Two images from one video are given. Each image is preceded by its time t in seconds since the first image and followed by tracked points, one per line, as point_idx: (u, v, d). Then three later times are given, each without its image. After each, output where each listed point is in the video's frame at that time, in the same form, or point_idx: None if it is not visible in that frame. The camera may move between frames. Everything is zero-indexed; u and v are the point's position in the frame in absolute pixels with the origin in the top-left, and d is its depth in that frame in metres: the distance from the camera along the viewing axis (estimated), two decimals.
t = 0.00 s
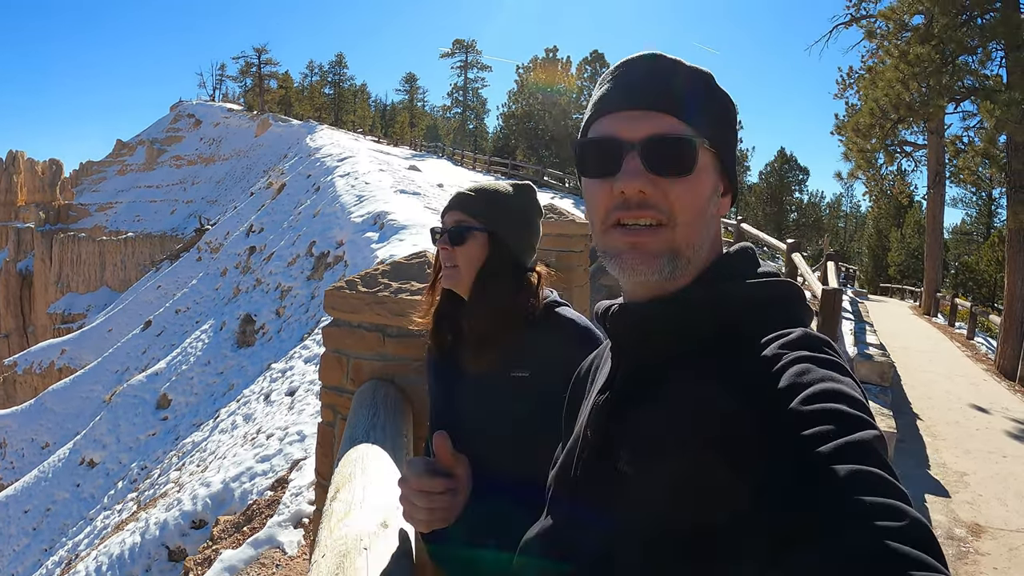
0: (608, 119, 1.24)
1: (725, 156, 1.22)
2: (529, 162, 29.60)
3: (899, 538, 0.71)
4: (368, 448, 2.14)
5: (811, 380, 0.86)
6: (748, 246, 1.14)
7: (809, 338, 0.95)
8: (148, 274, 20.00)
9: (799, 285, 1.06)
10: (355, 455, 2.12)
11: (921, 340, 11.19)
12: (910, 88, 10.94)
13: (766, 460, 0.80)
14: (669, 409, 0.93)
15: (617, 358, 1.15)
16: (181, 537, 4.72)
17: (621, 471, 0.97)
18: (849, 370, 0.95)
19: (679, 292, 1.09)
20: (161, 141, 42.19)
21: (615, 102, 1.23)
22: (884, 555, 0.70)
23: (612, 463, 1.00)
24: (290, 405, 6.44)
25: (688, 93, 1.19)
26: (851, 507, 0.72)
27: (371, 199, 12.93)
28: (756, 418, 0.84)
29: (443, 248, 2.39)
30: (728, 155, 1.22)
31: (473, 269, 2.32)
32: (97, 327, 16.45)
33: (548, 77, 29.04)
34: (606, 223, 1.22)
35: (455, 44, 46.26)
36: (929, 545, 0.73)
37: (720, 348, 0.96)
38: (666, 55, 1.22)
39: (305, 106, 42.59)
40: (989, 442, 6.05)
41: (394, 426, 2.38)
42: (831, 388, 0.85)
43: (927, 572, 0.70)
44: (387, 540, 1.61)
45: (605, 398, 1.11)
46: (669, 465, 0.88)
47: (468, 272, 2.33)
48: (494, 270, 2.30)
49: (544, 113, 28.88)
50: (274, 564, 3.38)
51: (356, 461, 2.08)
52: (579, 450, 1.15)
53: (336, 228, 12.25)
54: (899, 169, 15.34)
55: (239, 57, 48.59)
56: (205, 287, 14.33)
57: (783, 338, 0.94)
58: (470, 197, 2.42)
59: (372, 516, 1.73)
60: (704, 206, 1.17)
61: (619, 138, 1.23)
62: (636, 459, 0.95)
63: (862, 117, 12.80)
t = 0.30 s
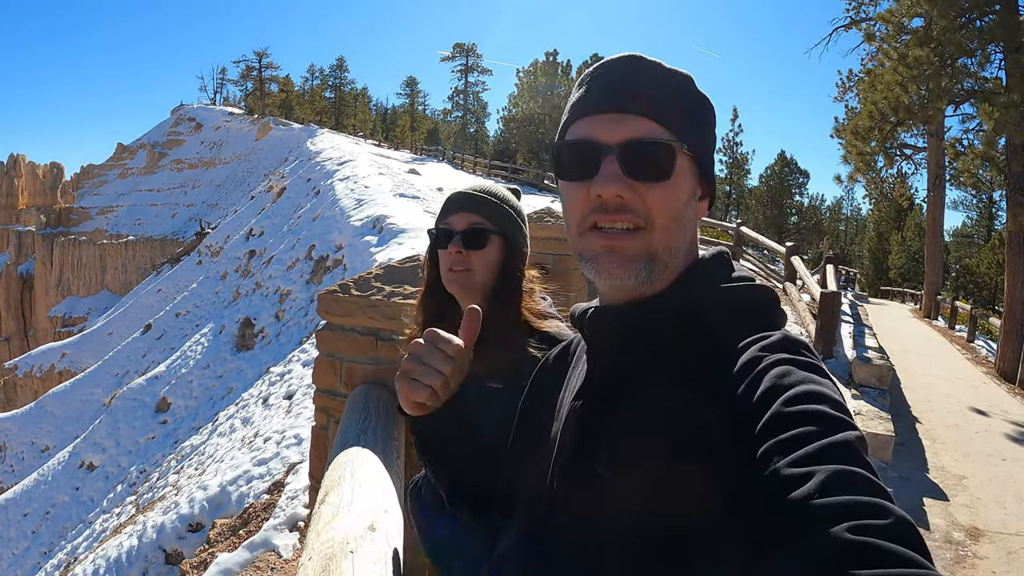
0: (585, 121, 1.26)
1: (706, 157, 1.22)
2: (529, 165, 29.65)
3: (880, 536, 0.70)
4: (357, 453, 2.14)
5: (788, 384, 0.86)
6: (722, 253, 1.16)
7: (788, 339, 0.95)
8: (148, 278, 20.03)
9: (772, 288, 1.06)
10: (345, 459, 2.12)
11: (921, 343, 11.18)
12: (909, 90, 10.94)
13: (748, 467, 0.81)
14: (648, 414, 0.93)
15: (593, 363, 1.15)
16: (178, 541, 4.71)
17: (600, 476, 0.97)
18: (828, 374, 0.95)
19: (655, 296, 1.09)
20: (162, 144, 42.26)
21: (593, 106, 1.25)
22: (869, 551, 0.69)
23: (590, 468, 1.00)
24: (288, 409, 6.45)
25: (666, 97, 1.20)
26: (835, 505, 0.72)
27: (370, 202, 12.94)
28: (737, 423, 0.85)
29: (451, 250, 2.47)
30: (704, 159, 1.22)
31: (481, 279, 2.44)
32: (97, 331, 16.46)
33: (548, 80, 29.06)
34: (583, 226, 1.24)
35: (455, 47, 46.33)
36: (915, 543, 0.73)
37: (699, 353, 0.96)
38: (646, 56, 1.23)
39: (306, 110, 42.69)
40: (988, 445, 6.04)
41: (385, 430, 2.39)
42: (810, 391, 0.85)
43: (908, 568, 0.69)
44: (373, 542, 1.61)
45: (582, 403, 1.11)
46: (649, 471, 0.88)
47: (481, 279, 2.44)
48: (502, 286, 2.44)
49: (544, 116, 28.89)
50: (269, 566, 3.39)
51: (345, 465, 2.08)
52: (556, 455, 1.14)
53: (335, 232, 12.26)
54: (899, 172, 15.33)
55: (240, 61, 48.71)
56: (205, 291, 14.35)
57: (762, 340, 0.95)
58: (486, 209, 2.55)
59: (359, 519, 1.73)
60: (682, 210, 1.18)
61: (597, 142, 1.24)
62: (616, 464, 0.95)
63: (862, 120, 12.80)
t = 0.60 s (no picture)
0: (578, 117, 1.25)
1: (699, 154, 1.22)
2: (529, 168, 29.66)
3: (887, 527, 0.69)
4: (355, 453, 2.14)
5: (784, 377, 0.86)
6: (715, 251, 1.15)
7: (784, 334, 0.95)
8: (148, 280, 20.04)
9: (765, 284, 1.06)
10: (343, 459, 2.12)
11: (922, 345, 11.16)
12: (908, 92, 10.96)
13: (749, 464, 0.80)
14: (644, 411, 0.92)
15: (586, 362, 1.15)
16: (177, 542, 4.70)
17: (596, 477, 0.96)
18: (823, 369, 0.95)
19: (649, 294, 1.09)
20: (162, 147, 42.29)
21: (584, 104, 1.25)
22: (875, 542, 0.67)
23: (587, 466, 1.00)
24: (286, 410, 6.45)
25: (657, 93, 1.19)
26: (838, 497, 0.71)
27: (370, 204, 12.94)
28: (734, 420, 0.84)
29: (447, 243, 2.45)
30: (697, 157, 1.22)
31: (477, 277, 2.42)
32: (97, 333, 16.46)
33: (548, 83, 29.11)
34: (575, 226, 1.24)
35: (454, 49, 46.39)
36: (919, 535, 0.71)
37: (693, 351, 0.95)
38: (638, 54, 1.22)
39: (305, 112, 42.75)
40: (988, 446, 6.04)
41: (383, 430, 2.39)
42: (807, 384, 0.85)
43: (913, 558, 0.68)
44: (371, 542, 1.61)
45: (575, 402, 1.11)
46: (647, 471, 0.87)
47: (479, 276, 2.42)
48: (500, 283, 2.43)
49: (544, 118, 28.93)
50: (268, 568, 3.38)
51: (343, 466, 2.08)
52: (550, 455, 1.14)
53: (334, 234, 12.26)
54: (899, 174, 15.34)
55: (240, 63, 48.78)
56: (204, 293, 14.35)
57: (758, 335, 0.95)
58: (485, 206, 2.53)
59: (357, 520, 1.73)
60: (674, 208, 1.18)
61: (589, 140, 1.24)
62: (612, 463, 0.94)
63: (861, 122, 12.82)
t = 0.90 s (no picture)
0: (579, 121, 1.25)
1: (703, 155, 1.22)
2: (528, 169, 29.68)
3: (898, 544, 0.68)
4: (357, 455, 2.14)
5: (793, 385, 0.85)
6: (721, 252, 1.16)
7: (791, 341, 0.94)
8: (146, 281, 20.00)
9: (770, 286, 1.05)
10: (343, 462, 2.12)
11: (920, 346, 11.17)
12: (907, 93, 10.95)
13: (754, 475, 0.80)
14: (649, 419, 0.93)
15: (590, 366, 1.16)
16: (175, 544, 4.69)
17: (601, 483, 0.97)
18: (833, 375, 0.94)
19: (651, 300, 1.09)
20: (160, 148, 42.25)
21: (584, 106, 1.25)
22: (886, 559, 0.66)
23: (593, 472, 1.01)
24: (285, 412, 6.44)
25: (658, 93, 1.19)
26: (848, 512, 0.70)
27: (368, 206, 12.92)
28: (742, 429, 0.83)
29: (447, 242, 2.45)
30: (699, 157, 1.21)
31: (478, 276, 2.40)
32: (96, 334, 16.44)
33: (546, 84, 29.14)
34: (578, 231, 1.24)
35: (453, 51, 46.40)
36: (929, 550, 0.70)
37: (696, 357, 0.95)
38: (639, 53, 1.22)
39: (303, 114, 42.74)
40: (987, 448, 6.04)
41: (384, 433, 2.40)
42: (819, 393, 0.83)
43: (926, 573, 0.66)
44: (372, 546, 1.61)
45: (579, 406, 1.11)
46: (653, 479, 0.88)
47: (479, 274, 2.39)
48: (500, 280, 2.38)
49: (543, 120, 28.92)
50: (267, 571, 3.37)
51: (344, 468, 2.07)
52: (555, 459, 1.15)
53: (333, 236, 12.25)
54: (898, 176, 15.33)
55: (238, 65, 48.81)
56: (202, 294, 14.34)
57: (767, 341, 0.93)
58: (487, 205, 2.53)
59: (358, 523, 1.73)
60: (677, 211, 1.18)
61: (590, 144, 1.24)
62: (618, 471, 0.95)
63: (859, 123, 12.82)
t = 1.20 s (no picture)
0: (579, 121, 1.26)
1: (708, 152, 1.21)
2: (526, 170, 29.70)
3: (910, 546, 0.68)
4: (358, 456, 2.13)
5: (801, 386, 0.85)
6: (726, 251, 1.15)
7: (798, 341, 0.94)
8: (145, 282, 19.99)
9: (776, 286, 1.05)
10: (345, 461, 2.11)
11: (919, 347, 11.18)
12: (906, 94, 10.89)
13: (762, 477, 0.80)
14: (654, 421, 0.95)
15: (594, 368, 1.17)
16: (175, 545, 4.68)
17: (607, 486, 0.99)
18: (841, 375, 0.94)
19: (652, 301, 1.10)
20: (159, 149, 42.19)
21: (584, 107, 1.26)
22: (898, 562, 0.66)
23: (599, 473, 1.03)
24: (285, 413, 6.43)
25: (657, 91, 1.19)
26: (857, 514, 0.70)
27: (367, 207, 12.90)
28: (748, 430, 0.84)
29: (450, 240, 2.45)
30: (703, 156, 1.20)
31: (480, 275, 2.40)
32: (95, 335, 16.43)
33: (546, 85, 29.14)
34: (578, 232, 1.25)
35: (452, 52, 46.36)
36: (941, 554, 0.68)
37: (701, 358, 0.96)
38: (639, 50, 1.22)
39: (302, 114, 42.71)
40: (986, 448, 6.05)
41: (385, 433, 2.40)
42: (827, 394, 0.83)
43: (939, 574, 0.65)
44: (373, 546, 1.60)
45: (584, 409, 1.12)
46: (656, 478, 0.90)
47: (481, 273, 2.40)
48: (501, 279, 2.39)
49: (542, 121, 28.90)
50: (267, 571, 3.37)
51: (346, 468, 2.07)
52: (560, 462, 1.18)
53: (331, 236, 12.24)
54: (897, 176, 15.32)
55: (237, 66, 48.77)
56: (202, 295, 14.33)
57: (774, 342, 0.94)
58: (491, 203, 2.53)
59: (360, 522, 1.72)
60: (678, 210, 1.18)
61: (589, 144, 1.25)
62: (623, 472, 0.97)
63: (859, 124, 12.79)
